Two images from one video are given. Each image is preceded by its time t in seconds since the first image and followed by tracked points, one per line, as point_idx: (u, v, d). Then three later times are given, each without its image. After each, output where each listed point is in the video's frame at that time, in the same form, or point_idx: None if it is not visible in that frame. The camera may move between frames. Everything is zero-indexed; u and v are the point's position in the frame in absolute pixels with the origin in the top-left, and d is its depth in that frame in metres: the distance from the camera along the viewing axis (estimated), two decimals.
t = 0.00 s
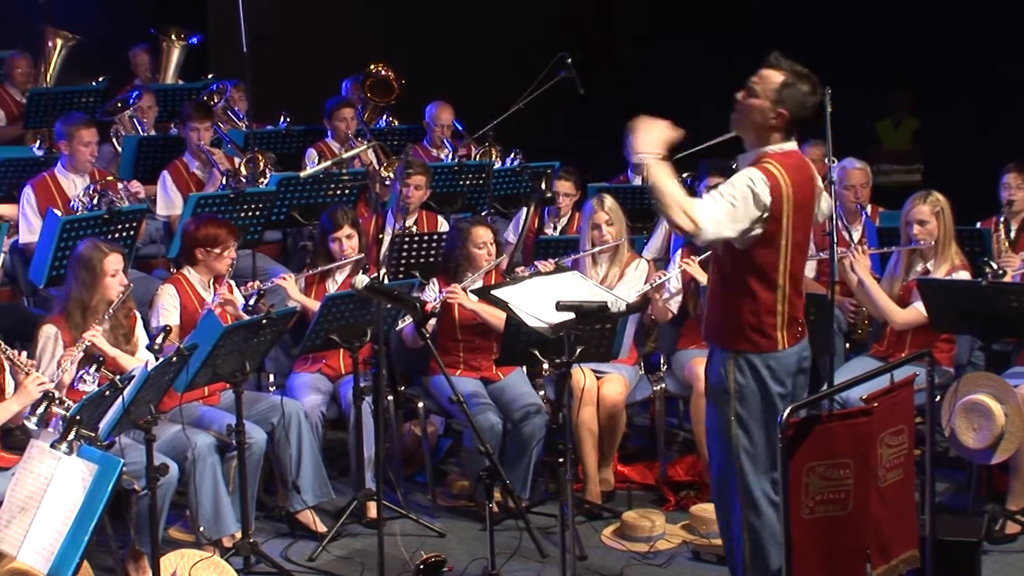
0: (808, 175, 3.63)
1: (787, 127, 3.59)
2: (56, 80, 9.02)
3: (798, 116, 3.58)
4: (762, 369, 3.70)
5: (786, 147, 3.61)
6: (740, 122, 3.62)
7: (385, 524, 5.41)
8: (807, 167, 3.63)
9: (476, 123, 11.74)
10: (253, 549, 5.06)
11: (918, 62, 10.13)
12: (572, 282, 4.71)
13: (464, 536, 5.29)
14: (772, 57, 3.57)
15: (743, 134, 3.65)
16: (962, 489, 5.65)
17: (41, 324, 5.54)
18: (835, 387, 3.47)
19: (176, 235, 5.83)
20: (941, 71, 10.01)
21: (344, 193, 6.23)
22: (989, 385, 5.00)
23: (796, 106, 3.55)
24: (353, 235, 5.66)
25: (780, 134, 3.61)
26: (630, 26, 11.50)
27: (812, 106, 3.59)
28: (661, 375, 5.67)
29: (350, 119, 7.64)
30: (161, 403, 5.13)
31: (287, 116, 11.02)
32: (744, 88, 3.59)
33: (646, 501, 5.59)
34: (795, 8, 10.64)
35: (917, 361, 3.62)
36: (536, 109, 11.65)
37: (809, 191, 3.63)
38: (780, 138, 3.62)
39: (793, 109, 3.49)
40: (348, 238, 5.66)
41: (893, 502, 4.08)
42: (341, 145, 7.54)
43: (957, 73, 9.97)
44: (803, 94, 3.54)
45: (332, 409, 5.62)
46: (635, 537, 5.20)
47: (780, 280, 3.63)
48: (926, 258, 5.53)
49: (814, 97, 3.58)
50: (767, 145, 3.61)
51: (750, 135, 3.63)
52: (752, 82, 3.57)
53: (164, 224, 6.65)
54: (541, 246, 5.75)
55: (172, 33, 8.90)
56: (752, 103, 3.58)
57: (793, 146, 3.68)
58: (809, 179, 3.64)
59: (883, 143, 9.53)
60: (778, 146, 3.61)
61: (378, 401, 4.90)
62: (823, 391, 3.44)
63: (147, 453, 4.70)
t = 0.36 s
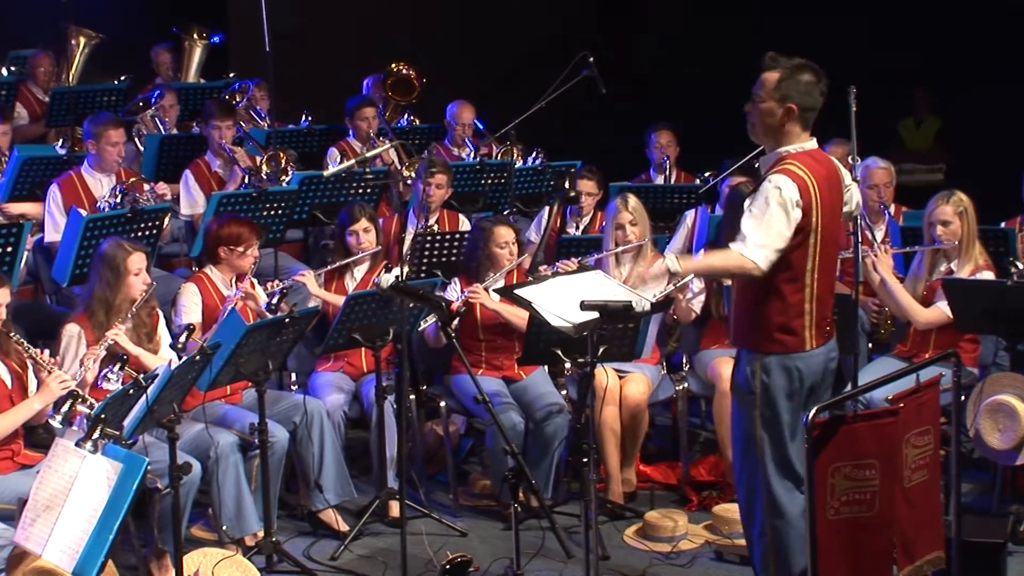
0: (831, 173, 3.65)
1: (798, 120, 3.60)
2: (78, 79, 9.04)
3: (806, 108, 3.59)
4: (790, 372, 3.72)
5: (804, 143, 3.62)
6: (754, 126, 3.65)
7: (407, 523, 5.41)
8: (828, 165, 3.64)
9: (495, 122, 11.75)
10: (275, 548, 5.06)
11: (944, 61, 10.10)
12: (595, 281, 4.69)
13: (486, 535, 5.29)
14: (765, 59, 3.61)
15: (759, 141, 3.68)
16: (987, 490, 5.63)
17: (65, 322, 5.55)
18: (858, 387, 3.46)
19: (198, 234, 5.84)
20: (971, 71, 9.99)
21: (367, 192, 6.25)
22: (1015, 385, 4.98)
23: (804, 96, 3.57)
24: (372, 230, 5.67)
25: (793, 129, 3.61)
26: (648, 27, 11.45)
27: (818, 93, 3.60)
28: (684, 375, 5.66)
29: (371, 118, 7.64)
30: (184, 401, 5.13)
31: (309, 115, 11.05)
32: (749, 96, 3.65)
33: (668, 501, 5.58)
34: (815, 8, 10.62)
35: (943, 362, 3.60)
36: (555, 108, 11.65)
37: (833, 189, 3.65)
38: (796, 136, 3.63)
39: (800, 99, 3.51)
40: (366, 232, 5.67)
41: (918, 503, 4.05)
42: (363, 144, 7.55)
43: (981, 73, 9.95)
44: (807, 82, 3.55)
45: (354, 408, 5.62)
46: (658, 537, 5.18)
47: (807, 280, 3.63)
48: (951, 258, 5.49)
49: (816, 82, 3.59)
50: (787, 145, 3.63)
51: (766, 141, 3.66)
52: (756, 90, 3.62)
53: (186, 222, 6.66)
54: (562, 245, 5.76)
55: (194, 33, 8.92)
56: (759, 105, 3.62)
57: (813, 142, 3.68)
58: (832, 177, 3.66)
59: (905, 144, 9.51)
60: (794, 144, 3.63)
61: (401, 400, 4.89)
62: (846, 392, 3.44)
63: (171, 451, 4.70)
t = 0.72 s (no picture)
0: (831, 175, 3.62)
1: (771, 134, 3.61)
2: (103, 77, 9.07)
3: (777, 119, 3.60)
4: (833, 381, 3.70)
5: (791, 153, 3.62)
6: (739, 159, 3.69)
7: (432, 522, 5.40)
8: (826, 169, 3.62)
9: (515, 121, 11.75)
10: (301, 547, 5.05)
11: (973, 59, 10.08)
12: (621, 280, 4.66)
13: (511, 535, 5.28)
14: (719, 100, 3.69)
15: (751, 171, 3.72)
16: (1015, 491, 5.61)
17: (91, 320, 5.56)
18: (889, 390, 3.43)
19: (224, 233, 5.85)
20: (1007, 69, 9.98)
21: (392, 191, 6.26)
22: None
23: (760, 113, 3.59)
24: (393, 227, 5.66)
25: (771, 144, 3.62)
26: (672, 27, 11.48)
27: (775, 105, 3.60)
28: (709, 374, 5.65)
29: (395, 116, 7.64)
30: (210, 400, 5.14)
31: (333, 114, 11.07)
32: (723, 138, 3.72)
33: (693, 500, 5.57)
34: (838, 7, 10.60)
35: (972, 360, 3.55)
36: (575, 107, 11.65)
37: (837, 190, 3.62)
38: (782, 148, 3.64)
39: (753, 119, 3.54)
40: (387, 229, 5.65)
41: (947, 503, 4.03)
42: (387, 142, 7.57)
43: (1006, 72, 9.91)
44: (758, 97, 3.57)
45: (379, 407, 5.62)
46: (683, 537, 5.16)
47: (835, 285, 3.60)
48: (978, 257, 5.47)
49: (772, 94, 3.61)
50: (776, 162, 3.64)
51: (755, 168, 3.69)
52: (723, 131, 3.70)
53: (211, 221, 6.68)
54: (587, 245, 5.76)
55: (218, 31, 8.95)
56: (733, 139, 3.67)
57: (803, 148, 3.67)
58: (835, 179, 3.63)
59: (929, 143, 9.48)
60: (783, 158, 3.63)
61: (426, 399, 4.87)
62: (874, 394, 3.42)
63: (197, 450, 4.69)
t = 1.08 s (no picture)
0: (885, 186, 3.54)
1: (827, 138, 3.51)
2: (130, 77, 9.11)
3: (830, 125, 3.50)
4: (872, 390, 3.66)
5: (846, 159, 3.54)
6: (794, 156, 3.60)
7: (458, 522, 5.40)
8: (880, 179, 3.54)
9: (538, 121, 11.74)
10: (328, 547, 5.05)
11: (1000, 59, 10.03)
12: (649, 281, 4.62)
13: (538, 535, 5.27)
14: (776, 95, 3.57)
15: (804, 168, 3.63)
16: None
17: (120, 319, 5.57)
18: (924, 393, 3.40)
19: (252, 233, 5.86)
20: None
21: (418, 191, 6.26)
22: None
23: (821, 117, 3.48)
24: (419, 227, 5.65)
25: (826, 149, 3.54)
26: (697, 27, 11.49)
27: (837, 109, 3.49)
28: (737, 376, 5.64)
29: (422, 116, 7.64)
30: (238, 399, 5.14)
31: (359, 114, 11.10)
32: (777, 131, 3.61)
33: (721, 502, 5.56)
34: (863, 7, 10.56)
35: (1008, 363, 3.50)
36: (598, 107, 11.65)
37: (889, 201, 3.54)
38: (836, 153, 3.56)
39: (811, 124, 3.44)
40: (413, 229, 5.64)
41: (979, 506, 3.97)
42: (413, 142, 7.58)
43: None
44: (819, 99, 3.47)
45: (406, 407, 5.62)
46: (711, 539, 5.14)
47: (876, 297, 3.56)
48: (1008, 258, 5.43)
49: (834, 96, 3.50)
50: (830, 166, 3.57)
51: (808, 167, 3.60)
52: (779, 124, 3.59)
53: (238, 221, 6.70)
54: (614, 246, 5.75)
55: (245, 31, 8.98)
56: (788, 137, 3.57)
57: (859, 155, 3.59)
58: (888, 190, 3.55)
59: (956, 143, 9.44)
60: (837, 164, 3.56)
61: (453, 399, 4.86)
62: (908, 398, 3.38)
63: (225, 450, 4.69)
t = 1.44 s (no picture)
0: (972, 198, 3.47)
1: (935, 138, 3.41)
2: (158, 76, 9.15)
3: (941, 125, 3.39)
4: (911, 395, 3.60)
5: (946, 163, 3.43)
6: (894, 144, 3.49)
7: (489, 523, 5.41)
8: (970, 190, 3.46)
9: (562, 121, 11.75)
10: (357, 548, 5.05)
11: None
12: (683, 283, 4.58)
13: (566, 537, 5.26)
14: (895, 79, 3.46)
15: (898, 157, 3.51)
16: None
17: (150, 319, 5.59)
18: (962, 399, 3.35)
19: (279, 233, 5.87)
20: None
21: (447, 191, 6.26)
22: None
23: (937, 116, 3.38)
24: (452, 228, 5.66)
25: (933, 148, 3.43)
26: (723, 27, 11.48)
27: (949, 111, 3.39)
28: (767, 377, 5.62)
29: (450, 117, 7.64)
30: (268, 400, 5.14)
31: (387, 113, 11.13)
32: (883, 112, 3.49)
33: (750, 505, 5.55)
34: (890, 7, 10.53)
35: None
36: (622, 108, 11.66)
37: (971, 214, 3.47)
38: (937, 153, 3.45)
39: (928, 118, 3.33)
40: (446, 230, 5.65)
41: (1013, 512, 3.93)
42: (441, 143, 7.59)
43: None
44: (938, 97, 3.36)
45: (435, 408, 5.62)
46: (741, 542, 5.11)
47: (936, 306, 3.50)
48: None
49: (949, 95, 3.39)
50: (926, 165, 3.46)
51: (905, 157, 3.49)
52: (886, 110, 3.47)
53: (267, 221, 6.71)
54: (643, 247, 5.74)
55: (273, 31, 9.00)
56: (894, 125, 3.46)
57: (956, 161, 3.48)
58: (973, 202, 3.48)
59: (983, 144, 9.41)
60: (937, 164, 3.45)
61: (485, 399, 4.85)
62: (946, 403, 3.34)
63: (255, 450, 4.69)
